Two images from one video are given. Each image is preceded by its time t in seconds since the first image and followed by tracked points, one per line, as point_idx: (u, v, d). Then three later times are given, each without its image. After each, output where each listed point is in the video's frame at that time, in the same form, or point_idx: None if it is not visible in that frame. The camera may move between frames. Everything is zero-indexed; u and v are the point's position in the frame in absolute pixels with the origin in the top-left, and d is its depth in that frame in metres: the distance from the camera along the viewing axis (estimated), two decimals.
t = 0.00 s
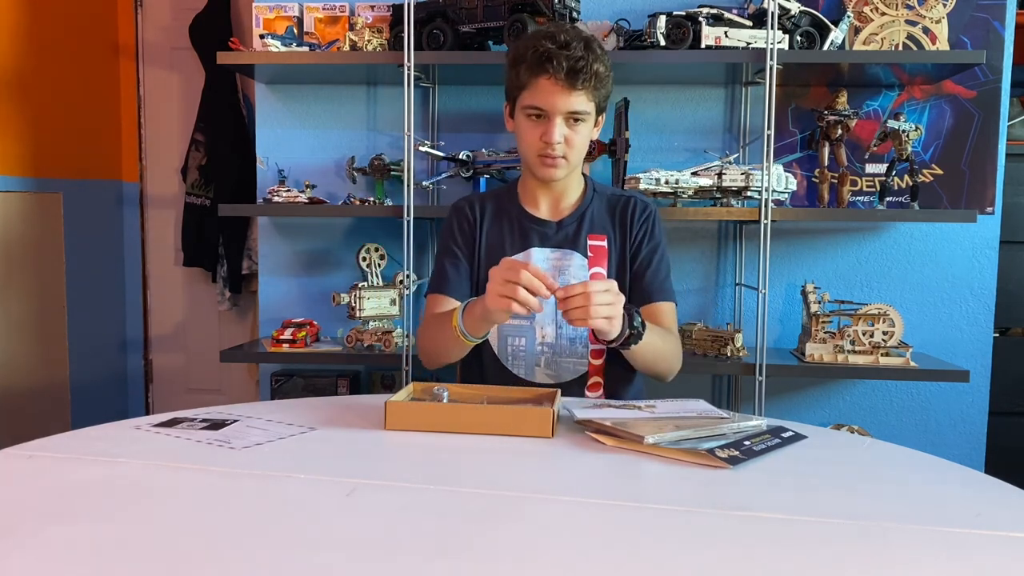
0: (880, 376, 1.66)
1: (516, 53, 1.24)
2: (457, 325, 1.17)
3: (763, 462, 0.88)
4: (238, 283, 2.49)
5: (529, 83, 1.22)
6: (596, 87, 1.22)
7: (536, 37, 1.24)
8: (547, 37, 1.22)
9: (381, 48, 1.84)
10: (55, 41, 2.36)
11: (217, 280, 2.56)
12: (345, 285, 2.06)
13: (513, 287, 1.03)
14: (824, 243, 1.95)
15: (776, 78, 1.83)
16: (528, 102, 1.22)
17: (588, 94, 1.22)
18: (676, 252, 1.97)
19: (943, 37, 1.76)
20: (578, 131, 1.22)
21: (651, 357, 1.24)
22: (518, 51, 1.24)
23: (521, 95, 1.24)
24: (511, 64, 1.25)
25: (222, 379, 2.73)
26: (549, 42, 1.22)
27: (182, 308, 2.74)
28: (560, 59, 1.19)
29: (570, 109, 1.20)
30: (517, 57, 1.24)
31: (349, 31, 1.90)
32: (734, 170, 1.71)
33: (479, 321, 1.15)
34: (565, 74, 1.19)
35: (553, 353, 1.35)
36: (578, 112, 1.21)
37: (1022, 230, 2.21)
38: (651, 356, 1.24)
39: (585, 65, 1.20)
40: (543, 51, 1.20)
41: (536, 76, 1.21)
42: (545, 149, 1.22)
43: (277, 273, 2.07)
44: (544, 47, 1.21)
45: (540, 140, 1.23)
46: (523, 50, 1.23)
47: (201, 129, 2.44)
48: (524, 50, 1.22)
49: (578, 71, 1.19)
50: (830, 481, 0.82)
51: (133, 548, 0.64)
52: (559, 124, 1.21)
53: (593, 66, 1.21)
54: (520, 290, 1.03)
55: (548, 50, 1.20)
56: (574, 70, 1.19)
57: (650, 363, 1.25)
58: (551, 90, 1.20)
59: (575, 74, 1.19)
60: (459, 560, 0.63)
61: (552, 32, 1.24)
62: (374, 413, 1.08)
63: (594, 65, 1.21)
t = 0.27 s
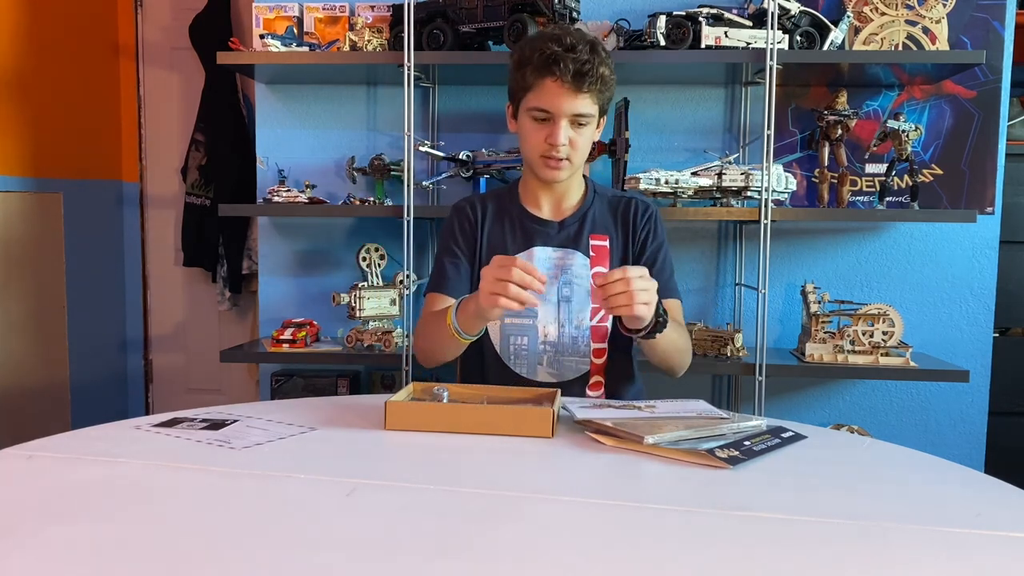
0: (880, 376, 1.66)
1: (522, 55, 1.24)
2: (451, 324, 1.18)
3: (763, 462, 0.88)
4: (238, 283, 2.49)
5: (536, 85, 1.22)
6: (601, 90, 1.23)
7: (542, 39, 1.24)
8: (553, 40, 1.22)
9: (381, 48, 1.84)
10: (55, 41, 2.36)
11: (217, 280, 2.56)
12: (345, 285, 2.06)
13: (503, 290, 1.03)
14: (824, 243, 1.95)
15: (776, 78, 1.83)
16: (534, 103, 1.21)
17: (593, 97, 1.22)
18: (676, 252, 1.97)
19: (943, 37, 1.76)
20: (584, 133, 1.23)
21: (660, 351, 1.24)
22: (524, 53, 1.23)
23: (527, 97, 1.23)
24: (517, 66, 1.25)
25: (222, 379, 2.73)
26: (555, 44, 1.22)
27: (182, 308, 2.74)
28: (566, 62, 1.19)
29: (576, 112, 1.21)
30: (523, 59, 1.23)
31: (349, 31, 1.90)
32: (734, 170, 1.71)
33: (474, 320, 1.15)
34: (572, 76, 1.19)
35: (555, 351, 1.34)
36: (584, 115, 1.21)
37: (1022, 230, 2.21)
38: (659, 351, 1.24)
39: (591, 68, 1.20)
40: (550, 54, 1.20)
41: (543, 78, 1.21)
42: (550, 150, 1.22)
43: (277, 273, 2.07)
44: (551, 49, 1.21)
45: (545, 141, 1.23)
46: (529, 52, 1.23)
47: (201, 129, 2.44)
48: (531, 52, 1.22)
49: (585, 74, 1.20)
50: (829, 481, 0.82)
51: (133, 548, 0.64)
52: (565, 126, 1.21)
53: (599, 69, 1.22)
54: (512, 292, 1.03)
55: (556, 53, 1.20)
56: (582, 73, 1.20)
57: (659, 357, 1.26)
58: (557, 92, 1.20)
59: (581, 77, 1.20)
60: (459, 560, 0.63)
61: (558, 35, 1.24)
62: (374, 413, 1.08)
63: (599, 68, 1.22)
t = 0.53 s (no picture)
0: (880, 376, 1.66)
1: (546, 55, 1.22)
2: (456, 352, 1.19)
3: (763, 462, 0.88)
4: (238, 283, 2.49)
5: (563, 86, 1.21)
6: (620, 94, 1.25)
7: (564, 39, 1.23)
8: (577, 41, 1.22)
9: (381, 48, 1.84)
10: (55, 41, 2.36)
11: (217, 280, 2.56)
12: (345, 285, 2.06)
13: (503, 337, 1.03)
14: (824, 243, 1.95)
15: (776, 78, 1.83)
16: (560, 105, 1.21)
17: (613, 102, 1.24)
18: (676, 252, 1.97)
19: (943, 37, 1.76)
20: (599, 136, 1.25)
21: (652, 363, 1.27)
22: (550, 53, 1.22)
23: (549, 98, 1.22)
24: (539, 64, 1.23)
25: (222, 379, 2.73)
26: (581, 47, 1.21)
27: (182, 308, 2.74)
28: (597, 66, 1.20)
29: (600, 116, 1.22)
30: (547, 58, 1.22)
31: (349, 31, 1.90)
32: (734, 170, 1.71)
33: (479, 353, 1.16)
34: (601, 81, 1.20)
35: (560, 356, 1.35)
36: (603, 118, 1.23)
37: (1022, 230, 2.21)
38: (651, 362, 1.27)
39: (617, 72, 1.22)
40: (579, 56, 1.20)
41: (570, 80, 1.20)
42: (572, 153, 1.22)
43: (277, 273, 2.07)
44: (577, 52, 1.20)
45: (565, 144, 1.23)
46: (554, 52, 1.21)
47: (201, 129, 2.44)
48: (556, 52, 1.21)
49: (612, 79, 1.21)
50: (829, 481, 0.82)
51: (133, 548, 0.64)
52: (589, 130, 1.22)
53: (623, 73, 1.24)
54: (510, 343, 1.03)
55: (584, 56, 1.20)
56: (610, 77, 1.21)
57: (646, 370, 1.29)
58: (585, 96, 1.21)
59: (609, 81, 1.21)
60: (459, 560, 0.63)
61: (580, 36, 1.23)
62: (374, 413, 1.08)
63: (622, 72, 1.24)
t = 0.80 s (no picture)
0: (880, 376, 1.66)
1: (542, 56, 1.22)
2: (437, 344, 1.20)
3: (763, 462, 0.88)
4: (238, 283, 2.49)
5: (558, 87, 1.21)
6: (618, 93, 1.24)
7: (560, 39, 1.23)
8: (573, 41, 1.22)
9: (381, 48, 1.84)
10: (55, 41, 2.36)
11: (217, 280, 2.56)
12: (345, 285, 2.06)
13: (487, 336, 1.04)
14: (824, 243, 1.95)
15: (776, 78, 1.83)
16: (555, 106, 1.21)
17: (611, 102, 1.23)
18: (676, 252, 1.97)
19: (943, 37, 1.76)
20: (597, 136, 1.24)
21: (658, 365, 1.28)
22: (545, 53, 1.22)
23: (545, 98, 1.22)
24: (535, 65, 1.23)
25: (221, 379, 2.73)
26: (577, 47, 1.21)
27: (182, 308, 2.74)
28: (592, 66, 1.19)
29: (596, 116, 1.22)
30: (542, 59, 1.22)
31: (349, 31, 1.90)
32: (734, 170, 1.71)
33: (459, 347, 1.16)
34: (597, 81, 1.19)
35: (557, 357, 1.35)
36: (600, 118, 1.23)
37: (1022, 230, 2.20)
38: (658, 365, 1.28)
39: (613, 72, 1.21)
40: (574, 56, 1.20)
41: (565, 80, 1.20)
42: (567, 154, 1.22)
43: (277, 273, 2.07)
44: (573, 52, 1.20)
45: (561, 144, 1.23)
46: (549, 52, 1.21)
47: (201, 129, 2.44)
48: (552, 53, 1.21)
49: (608, 79, 1.20)
50: (829, 481, 0.82)
51: (133, 548, 0.64)
52: (585, 130, 1.22)
53: (619, 72, 1.23)
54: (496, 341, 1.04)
55: (579, 56, 1.20)
56: (606, 77, 1.20)
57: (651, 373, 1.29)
58: (580, 96, 1.20)
59: (605, 81, 1.20)
60: (459, 560, 0.63)
61: (577, 35, 1.23)
62: (374, 413, 1.08)
63: (619, 72, 1.23)
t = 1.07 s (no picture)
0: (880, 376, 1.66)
1: (532, 53, 1.23)
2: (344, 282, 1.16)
3: (763, 462, 0.88)
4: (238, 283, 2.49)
5: (547, 84, 1.21)
6: (613, 89, 1.23)
7: (552, 37, 1.23)
8: (564, 39, 1.22)
9: (381, 48, 1.84)
10: (54, 41, 2.36)
11: (217, 280, 2.56)
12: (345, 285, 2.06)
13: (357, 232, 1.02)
14: (824, 243, 1.95)
15: (776, 78, 1.83)
16: (545, 103, 1.21)
17: (605, 98, 1.22)
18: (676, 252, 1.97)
19: (943, 37, 1.76)
20: (592, 134, 1.23)
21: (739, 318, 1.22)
22: (536, 50, 1.23)
23: (537, 96, 1.23)
24: (527, 62, 1.24)
25: (221, 379, 2.73)
26: (567, 44, 1.21)
27: (182, 308, 2.74)
28: (580, 63, 1.19)
29: (587, 113, 1.21)
30: (533, 57, 1.23)
31: (349, 31, 1.90)
32: (734, 170, 1.71)
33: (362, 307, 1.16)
34: (586, 77, 1.19)
35: (563, 355, 1.33)
36: (594, 115, 1.22)
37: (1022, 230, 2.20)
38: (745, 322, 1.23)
39: (604, 69, 1.20)
40: (563, 53, 1.20)
41: (554, 77, 1.20)
42: (559, 152, 1.22)
43: (277, 273, 2.07)
44: (562, 49, 1.20)
45: (554, 143, 1.23)
46: (539, 50, 1.22)
47: (201, 129, 2.44)
48: (541, 50, 1.22)
49: (598, 75, 1.19)
50: (829, 481, 0.82)
51: (132, 548, 0.64)
52: (575, 128, 1.21)
53: (612, 69, 1.22)
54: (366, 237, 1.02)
55: (568, 53, 1.20)
56: (595, 74, 1.19)
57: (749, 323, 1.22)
58: (570, 93, 1.20)
59: (595, 78, 1.19)
60: (458, 560, 0.63)
61: (569, 33, 1.23)
62: (374, 413, 1.08)
63: (611, 68, 1.22)
